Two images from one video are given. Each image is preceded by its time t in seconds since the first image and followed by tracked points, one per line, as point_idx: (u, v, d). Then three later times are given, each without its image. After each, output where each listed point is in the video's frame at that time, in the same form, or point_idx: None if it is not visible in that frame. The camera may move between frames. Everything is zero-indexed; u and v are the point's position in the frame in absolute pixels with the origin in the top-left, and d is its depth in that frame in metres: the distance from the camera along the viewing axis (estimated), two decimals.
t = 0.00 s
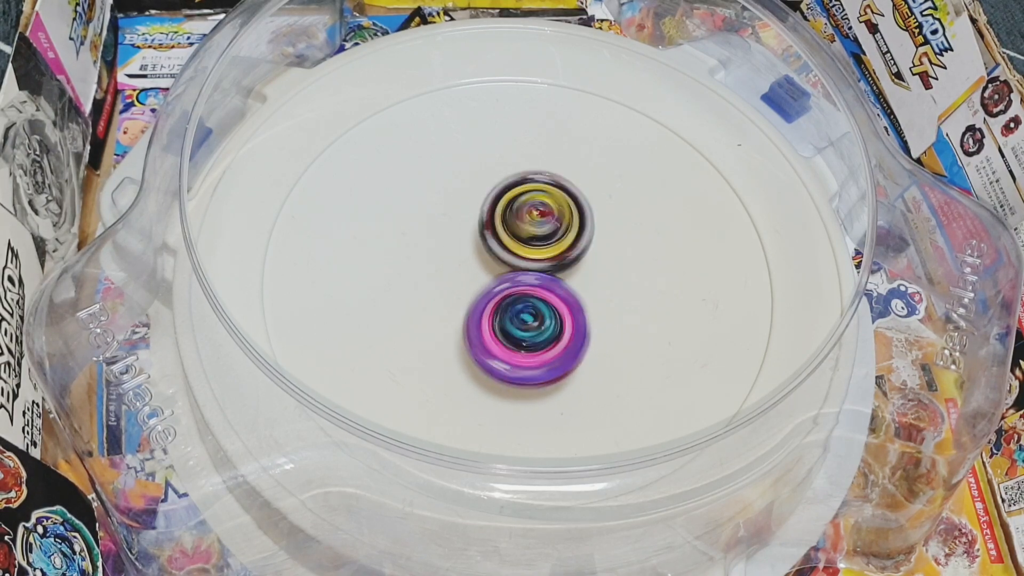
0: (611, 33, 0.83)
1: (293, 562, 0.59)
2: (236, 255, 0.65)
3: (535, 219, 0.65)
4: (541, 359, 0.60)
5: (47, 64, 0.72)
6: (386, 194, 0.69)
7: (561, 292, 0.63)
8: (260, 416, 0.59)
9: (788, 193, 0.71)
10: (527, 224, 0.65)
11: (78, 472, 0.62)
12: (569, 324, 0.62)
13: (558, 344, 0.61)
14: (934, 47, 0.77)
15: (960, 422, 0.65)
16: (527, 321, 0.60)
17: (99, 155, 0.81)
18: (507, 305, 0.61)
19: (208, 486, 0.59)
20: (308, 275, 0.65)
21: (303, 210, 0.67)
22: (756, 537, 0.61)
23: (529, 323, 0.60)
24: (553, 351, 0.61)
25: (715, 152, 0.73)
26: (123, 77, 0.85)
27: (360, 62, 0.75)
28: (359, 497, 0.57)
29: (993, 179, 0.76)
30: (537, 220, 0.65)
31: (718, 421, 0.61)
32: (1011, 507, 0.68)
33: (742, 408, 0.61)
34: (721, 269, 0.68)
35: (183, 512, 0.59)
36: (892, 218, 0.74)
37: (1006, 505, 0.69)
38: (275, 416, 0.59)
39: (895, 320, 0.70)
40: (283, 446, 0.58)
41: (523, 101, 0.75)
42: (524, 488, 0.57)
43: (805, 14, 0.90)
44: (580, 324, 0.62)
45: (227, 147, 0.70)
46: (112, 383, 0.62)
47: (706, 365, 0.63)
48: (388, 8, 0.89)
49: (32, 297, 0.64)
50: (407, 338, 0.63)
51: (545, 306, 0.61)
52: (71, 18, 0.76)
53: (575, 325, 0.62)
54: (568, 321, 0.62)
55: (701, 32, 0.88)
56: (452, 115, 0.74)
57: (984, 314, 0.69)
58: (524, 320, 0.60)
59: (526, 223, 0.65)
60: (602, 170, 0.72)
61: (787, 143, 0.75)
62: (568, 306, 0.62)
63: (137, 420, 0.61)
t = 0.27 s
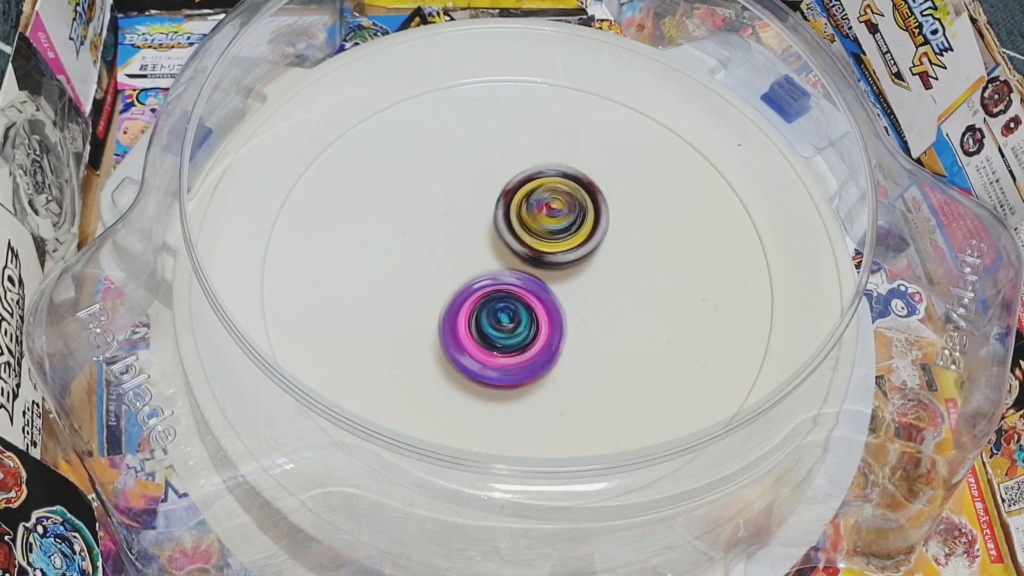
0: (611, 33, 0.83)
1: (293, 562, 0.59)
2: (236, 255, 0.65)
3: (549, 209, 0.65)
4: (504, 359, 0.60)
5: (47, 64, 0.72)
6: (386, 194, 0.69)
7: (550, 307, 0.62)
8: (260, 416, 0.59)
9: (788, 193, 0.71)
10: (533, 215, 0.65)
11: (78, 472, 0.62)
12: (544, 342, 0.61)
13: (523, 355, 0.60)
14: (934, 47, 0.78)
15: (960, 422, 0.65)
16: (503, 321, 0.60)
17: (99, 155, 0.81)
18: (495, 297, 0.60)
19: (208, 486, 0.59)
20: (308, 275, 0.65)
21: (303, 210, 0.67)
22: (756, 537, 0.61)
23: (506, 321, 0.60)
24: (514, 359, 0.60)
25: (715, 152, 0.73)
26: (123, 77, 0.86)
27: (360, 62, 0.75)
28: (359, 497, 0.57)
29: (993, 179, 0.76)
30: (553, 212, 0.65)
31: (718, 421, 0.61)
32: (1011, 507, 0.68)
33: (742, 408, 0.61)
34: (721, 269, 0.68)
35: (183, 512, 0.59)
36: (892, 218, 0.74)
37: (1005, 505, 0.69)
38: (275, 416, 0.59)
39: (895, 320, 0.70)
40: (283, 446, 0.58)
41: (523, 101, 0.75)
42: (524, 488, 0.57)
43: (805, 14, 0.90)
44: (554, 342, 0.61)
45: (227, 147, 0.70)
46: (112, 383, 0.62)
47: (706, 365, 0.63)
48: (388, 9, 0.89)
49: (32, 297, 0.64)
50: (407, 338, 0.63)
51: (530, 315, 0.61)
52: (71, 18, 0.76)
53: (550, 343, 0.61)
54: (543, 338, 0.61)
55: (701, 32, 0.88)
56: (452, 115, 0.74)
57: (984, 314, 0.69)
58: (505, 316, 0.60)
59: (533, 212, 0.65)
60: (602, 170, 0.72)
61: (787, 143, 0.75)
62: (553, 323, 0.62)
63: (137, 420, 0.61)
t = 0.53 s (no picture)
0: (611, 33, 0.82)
1: (293, 563, 0.59)
2: (236, 255, 0.65)
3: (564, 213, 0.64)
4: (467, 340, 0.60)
5: (47, 64, 0.72)
6: (386, 194, 0.69)
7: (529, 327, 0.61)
8: (260, 416, 0.59)
9: (788, 193, 0.71)
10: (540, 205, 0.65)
11: (78, 472, 0.62)
12: (508, 351, 0.60)
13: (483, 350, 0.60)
14: (934, 47, 0.77)
15: (960, 422, 0.65)
16: (481, 308, 0.60)
17: (99, 155, 0.81)
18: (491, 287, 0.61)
19: (208, 486, 0.59)
20: (308, 275, 0.65)
21: (303, 210, 0.67)
22: (756, 537, 0.61)
23: (485, 309, 0.60)
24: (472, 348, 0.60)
25: (715, 152, 0.73)
26: (123, 77, 0.86)
27: (360, 62, 0.75)
28: (358, 497, 0.57)
29: (993, 179, 0.76)
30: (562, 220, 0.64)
31: (718, 421, 0.61)
32: (1011, 507, 0.68)
33: (742, 408, 0.61)
34: (721, 269, 0.68)
35: (183, 512, 0.59)
36: (892, 218, 0.74)
37: (1005, 505, 0.69)
38: (275, 416, 0.59)
39: (895, 320, 0.70)
40: (283, 446, 0.58)
41: (523, 101, 0.75)
42: (524, 488, 0.57)
43: (805, 14, 0.90)
44: (516, 356, 0.60)
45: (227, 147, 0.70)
46: (112, 383, 0.62)
47: (706, 365, 0.63)
48: (388, 8, 0.89)
49: (32, 297, 0.64)
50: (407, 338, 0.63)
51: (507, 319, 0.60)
52: (71, 18, 0.76)
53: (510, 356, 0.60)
54: (507, 348, 0.60)
55: (701, 32, 0.88)
56: (452, 115, 0.74)
57: (984, 314, 0.69)
58: (488, 304, 0.60)
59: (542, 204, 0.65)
60: (602, 170, 0.72)
61: (787, 143, 0.75)
62: (528, 340, 0.61)
63: (137, 420, 0.61)
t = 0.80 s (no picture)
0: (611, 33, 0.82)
1: (293, 563, 0.59)
2: (236, 255, 0.65)
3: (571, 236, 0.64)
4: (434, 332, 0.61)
5: (48, 64, 0.72)
6: (386, 194, 0.69)
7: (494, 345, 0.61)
8: (260, 416, 0.59)
9: (788, 193, 0.71)
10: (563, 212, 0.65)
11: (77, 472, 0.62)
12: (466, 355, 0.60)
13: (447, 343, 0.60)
14: (934, 47, 0.78)
15: (960, 422, 0.65)
16: (464, 301, 0.60)
17: (99, 155, 0.81)
18: (482, 293, 0.61)
19: (208, 486, 0.59)
20: (308, 275, 0.65)
21: (303, 210, 0.67)
22: (756, 537, 0.61)
23: (465, 305, 0.60)
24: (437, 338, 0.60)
25: (715, 152, 0.73)
26: (123, 77, 0.86)
27: (360, 62, 0.75)
28: (359, 497, 0.57)
29: (993, 179, 0.76)
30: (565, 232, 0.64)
31: (718, 421, 0.61)
32: (1011, 507, 0.68)
33: (743, 407, 0.61)
34: (721, 269, 0.68)
35: (183, 512, 0.59)
36: (892, 218, 0.74)
37: (1006, 505, 0.69)
38: (275, 416, 0.59)
39: (895, 320, 0.70)
40: (283, 446, 0.58)
41: (523, 101, 0.75)
42: (524, 488, 0.57)
43: (805, 14, 0.90)
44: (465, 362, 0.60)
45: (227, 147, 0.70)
46: (112, 383, 0.62)
47: (706, 365, 0.63)
48: (388, 8, 0.89)
49: (32, 297, 0.64)
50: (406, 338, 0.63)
51: (479, 327, 0.61)
52: (71, 18, 0.76)
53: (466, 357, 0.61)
54: (466, 350, 0.60)
55: (701, 32, 0.88)
56: (452, 115, 0.74)
57: (984, 314, 0.69)
58: (473, 303, 0.60)
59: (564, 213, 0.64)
60: (602, 170, 0.72)
61: (787, 143, 0.75)
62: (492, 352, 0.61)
63: (137, 420, 0.61)
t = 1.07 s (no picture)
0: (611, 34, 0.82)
1: (293, 563, 0.59)
2: (236, 255, 0.65)
3: (553, 252, 0.64)
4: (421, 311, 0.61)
5: (48, 64, 0.72)
6: (386, 194, 0.69)
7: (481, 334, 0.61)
8: (260, 417, 0.59)
9: (788, 193, 0.71)
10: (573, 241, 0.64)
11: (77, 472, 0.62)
12: (444, 339, 0.60)
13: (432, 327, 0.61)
14: (934, 47, 0.78)
15: (960, 422, 0.65)
16: (455, 287, 0.61)
17: (99, 155, 0.81)
18: (478, 286, 0.61)
19: (208, 486, 0.59)
20: (308, 275, 0.65)
21: (303, 210, 0.67)
22: (756, 537, 0.61)
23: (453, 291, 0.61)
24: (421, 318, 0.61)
25: (715, 152, 0.73)
26: (123, 77, 0.86)
27: (360, 62, 0.75)
28: (359, 497, 0.57)
29: (993, 179, 0.76)
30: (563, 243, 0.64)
31: (718, 421, 0.61)
32: (1011, 507, 0.68)
33: (743, 407, 0.61)
34: (721, 269, 0.68)
35: (183, 512, 0.59)
36: (892, 218, 0.74)
37: (1006, 505, 0.69)
38: (275, 416, 0.59)
39: (895, 320, 0.70)
40: (283, 446, 0.58)
41: (523, 101, 0.75)
42: (524, 488, 0.57)
43: (805, 14, 0.90)
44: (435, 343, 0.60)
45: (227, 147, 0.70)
46: (112, 383, 0.62)
47: (706, 365, 0.63)
48: (388, 8, 0.89)
49: (32, 297, 0.64)
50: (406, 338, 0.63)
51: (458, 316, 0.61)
52: (71, 18, 0.76)
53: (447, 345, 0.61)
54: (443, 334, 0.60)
55: (701, 32, 0.88)
56: (453, 115, 0.74)
57: (984, 314, 0.69)
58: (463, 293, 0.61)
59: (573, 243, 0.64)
60: (602, 170, 0.72)
61: (787, 143, 0.75)
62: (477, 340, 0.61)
63: (137, 420, 0.61)
